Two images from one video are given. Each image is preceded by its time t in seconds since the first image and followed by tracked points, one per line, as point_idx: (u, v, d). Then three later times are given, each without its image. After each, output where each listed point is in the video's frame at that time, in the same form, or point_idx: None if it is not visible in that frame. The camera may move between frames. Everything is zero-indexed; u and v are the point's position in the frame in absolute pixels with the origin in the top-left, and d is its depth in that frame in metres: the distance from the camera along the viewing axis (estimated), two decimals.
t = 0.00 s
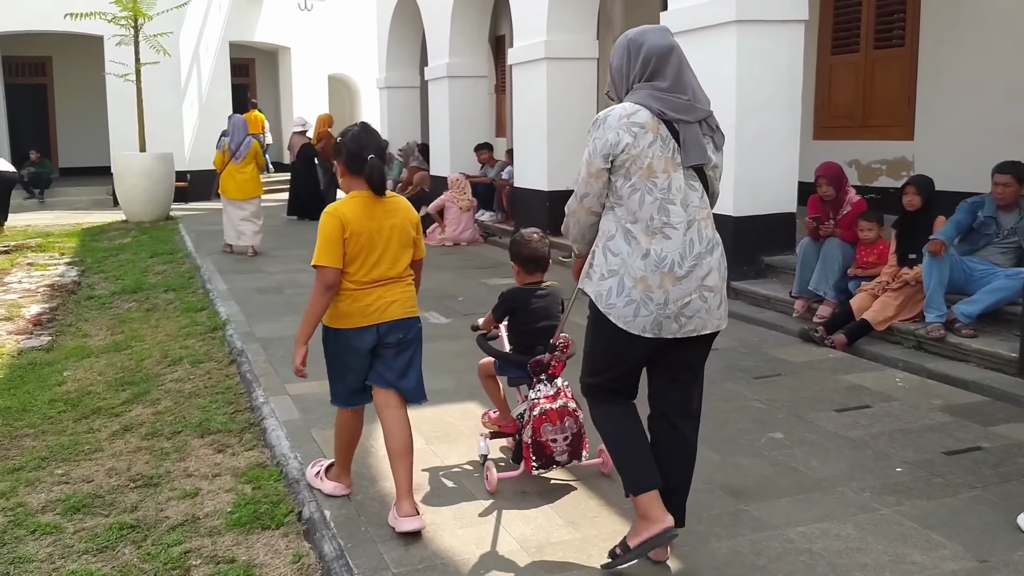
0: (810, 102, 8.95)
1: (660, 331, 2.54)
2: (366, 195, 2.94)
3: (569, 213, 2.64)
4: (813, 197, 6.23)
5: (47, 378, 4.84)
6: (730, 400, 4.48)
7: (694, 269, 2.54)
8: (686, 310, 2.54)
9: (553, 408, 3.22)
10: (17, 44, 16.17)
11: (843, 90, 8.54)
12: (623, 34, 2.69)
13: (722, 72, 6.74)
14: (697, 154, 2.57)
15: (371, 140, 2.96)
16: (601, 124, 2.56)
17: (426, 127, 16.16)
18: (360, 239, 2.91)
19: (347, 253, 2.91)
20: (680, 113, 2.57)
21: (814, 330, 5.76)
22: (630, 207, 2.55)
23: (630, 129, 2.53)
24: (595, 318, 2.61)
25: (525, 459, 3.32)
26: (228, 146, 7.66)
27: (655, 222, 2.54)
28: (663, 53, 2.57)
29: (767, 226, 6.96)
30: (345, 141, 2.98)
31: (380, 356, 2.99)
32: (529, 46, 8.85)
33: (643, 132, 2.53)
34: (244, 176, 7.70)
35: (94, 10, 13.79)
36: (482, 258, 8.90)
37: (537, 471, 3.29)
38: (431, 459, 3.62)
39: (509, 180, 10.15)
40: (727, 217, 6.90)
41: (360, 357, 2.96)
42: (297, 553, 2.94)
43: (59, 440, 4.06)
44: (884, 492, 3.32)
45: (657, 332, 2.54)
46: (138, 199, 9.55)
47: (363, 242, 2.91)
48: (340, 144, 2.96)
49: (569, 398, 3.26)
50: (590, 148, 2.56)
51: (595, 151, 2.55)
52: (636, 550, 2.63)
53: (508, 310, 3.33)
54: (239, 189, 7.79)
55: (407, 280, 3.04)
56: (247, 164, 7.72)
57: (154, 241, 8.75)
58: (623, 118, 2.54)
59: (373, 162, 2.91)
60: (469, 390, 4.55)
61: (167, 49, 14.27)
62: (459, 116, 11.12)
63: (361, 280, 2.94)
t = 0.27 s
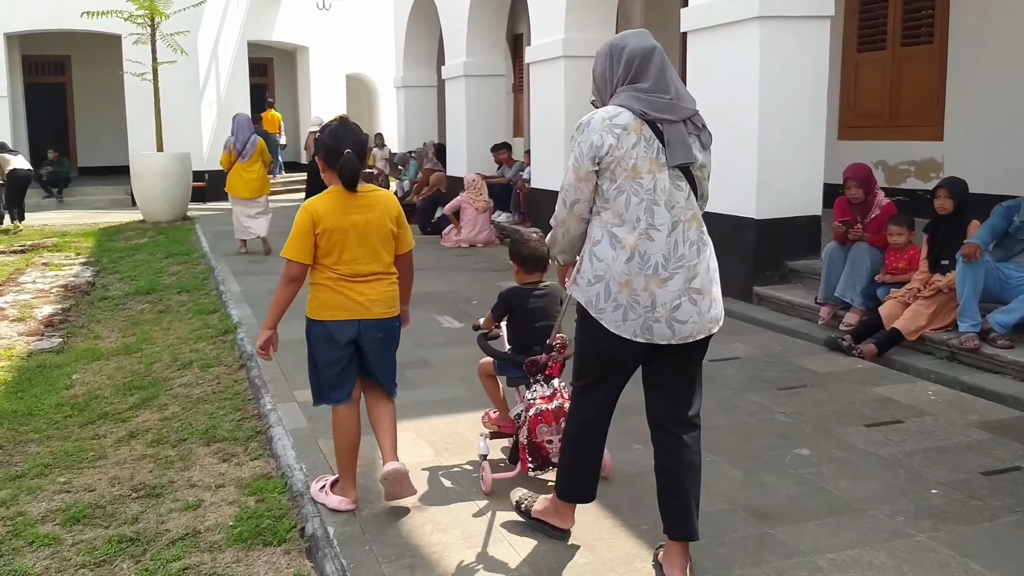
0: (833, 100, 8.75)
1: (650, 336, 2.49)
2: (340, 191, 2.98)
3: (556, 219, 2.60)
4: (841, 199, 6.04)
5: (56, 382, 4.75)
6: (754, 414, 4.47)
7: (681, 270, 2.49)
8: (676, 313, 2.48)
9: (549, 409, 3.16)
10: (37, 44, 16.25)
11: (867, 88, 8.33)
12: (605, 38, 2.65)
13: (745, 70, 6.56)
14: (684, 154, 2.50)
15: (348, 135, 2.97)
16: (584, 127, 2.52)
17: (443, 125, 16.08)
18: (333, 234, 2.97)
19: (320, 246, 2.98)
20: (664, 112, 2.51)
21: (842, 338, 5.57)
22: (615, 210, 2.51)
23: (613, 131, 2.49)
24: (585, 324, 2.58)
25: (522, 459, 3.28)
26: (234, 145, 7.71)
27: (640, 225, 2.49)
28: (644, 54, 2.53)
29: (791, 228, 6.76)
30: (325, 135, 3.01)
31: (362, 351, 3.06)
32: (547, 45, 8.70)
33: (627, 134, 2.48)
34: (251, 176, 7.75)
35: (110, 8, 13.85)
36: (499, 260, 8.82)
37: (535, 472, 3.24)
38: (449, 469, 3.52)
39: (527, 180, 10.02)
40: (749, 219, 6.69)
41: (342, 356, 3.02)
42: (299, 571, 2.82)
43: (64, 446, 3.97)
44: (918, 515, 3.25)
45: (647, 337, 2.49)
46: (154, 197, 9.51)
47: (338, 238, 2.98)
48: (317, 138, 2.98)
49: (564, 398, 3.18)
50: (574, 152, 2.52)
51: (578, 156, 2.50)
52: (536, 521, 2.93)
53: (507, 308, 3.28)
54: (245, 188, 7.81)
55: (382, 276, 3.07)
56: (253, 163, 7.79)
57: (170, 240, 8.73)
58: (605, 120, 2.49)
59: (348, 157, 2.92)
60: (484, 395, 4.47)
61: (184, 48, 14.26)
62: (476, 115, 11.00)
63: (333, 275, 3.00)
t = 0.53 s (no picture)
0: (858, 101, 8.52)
1: (601, 341, 2.53)
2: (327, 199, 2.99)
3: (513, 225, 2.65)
4: (869, 203, 5.86)
5: (65, 386, 4.69)
6: (778, 427, 4.34)
7: (632, 277, 2.53)
8: (627, 319, 2.51)
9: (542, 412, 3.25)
10: (58, 43, 16.39)
11: (893, 88, 8.10)
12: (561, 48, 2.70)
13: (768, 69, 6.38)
14: (636, 160, 2.54)
15: (336, 144, 2.97)
16: (538, 134, 2.57)
17: (461, 124, 15.98)
18: (319, 240, 2.99)
19: (308, 252, 3.02)
20: (615, 118, 2.54)
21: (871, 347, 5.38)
22: (569, 216, 2.56)
23: (565, 138, 2.54)
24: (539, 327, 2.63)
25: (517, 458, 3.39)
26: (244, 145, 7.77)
27: (592, 231, 2.53)
28: (596, 61, 2.57)
29: (817, 232, 6.57)
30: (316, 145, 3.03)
31: (358, 352, 3.06)
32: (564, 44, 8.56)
33: (578, 140, 2.53)
34: (261, 175, 7.79)
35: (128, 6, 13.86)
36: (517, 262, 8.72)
37: (530, 471, 3.38)
38: (458, 474, 3.50)
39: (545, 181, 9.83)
40: (772, 223, 6.50)
41: (338, 356, 3.02)
42: None
43: (69, 453, 3.90)
44: (950, 539, 3.14)
45: (598, 342, 2.53)
46: (170, 196, 9.49)
47: (326, 243, 3.00)
48: (309, 148, 3.02)
49: (537, 403, 3.24)
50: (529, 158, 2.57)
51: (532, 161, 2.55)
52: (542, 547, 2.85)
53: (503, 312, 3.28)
54: (255, 188, 7.82)
55: (370, 281, 3.06)
56: (263, 162, 7.83)
57: (187, 240, 8.71)
58: (558, 127, 2.55)
59: (332, 167, 2.93)
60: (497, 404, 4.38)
61: (200, 47, 14.30)
62: (494, 114, 10.87)
63: (320, 280, 3.03)
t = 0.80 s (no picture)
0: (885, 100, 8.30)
1: (570, 342, 2.54)
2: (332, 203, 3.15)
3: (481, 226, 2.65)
4: (901, 208, 5.66)
5: (74, 389, 4.62)
6: (804, 442, 4.18)
7: (599, 278, 2.56)
8: (595, 320, 2.54)
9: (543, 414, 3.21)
10: (78, 41, 16.47)
11: (922, 87, 7.86)
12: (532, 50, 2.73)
13: (794, 69, 6.19)
14: (602, 162, 2.57)
15: (340, 148, 3.12)
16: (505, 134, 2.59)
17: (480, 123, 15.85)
18: (322, 242, 3.16)
19: (313, 254, 3.18)
20: (582, 120, 2.58)
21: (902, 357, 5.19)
22: (537, 217, 2.58)
23: (532, 138, 2.55)
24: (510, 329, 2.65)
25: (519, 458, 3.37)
26: (259, 146, 7.76)
27: (560, 233, 2.56)
28: (565, 64, 2.61)
29: (844, 237, 6.38)
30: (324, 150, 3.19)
31: (357, 353, 3.22)
32: (584, 42, 8.41)
33: (545, 141, 2.55)
34: (278, 176, 7.73)
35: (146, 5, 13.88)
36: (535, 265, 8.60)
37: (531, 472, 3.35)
38: (469, 484, 3.43)
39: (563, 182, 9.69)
40: (798, 228, 6.31)
41: (338, 354, 3.20)
42: None
43: (74, 460, 3.81)
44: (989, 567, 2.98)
45: (567, 343, 2.54)
46: (188, 196, 9.47)
47: (329, 246, 3.16)
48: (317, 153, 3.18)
49: (528, 407, 3.24)
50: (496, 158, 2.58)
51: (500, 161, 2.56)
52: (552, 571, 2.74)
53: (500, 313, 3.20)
54: (271, 190, 7.75)
55: (372, 282, 3.20)
56: (279, 163, 7.78)
57: (204, 240, 8.67)
58: (525, 128, 2.56)
59: (336, 173, 3.09)
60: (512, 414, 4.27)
61: (216, 46, 14.33)
62: (512, 114, 10.75)
63: (324, 280, 3.20)
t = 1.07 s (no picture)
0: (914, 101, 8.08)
1: (574, 346, 2.45)
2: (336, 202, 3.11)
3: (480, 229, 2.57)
4: (932, 213, 5.45)
5: (83, 394, 4.53)
6: (834, 458, 4.00)
7: (602, 281, 2.47)
8: (599, 323, 2.46)
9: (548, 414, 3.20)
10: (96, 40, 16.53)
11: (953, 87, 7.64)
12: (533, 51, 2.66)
13: (822, 68, 6.00)
14: (602, 166, 2.49)
15: (344, 148, 3.09)
16: (502, 135, 2.51)
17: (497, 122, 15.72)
18: (330, 241, 3.13)
19: (320, 252, 3.15)
20: (582, 123, 2.49)
21: (934, 369, 5.00)
22: (535, 220, 2.50)
23: (530, 142, 2.47)
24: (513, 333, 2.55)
25: (527, 458, 3.37)
26: (277, 144, 7.70)
27: (560, 236, 2.47)
28: (565, 65, 2.52)
29: (873, 242, 6.17)
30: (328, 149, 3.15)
31: (359, 351, 3.19)
32: (604, 41, 8.25)
33: (543, 144, 2.47)
34: (293, 174, 7.69)
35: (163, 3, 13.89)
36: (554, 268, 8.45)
37: (540, 472, 3.35)
38: (488, 499, 3.29)
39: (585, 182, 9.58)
40: (825, 233, 6.12)
41: (342, 352, 3.19)
42: None
43: (79, 469, 3.71)
44: None
45: (571, 347, 2.46)
46: (205, 197, 9.41)
47: (336, 243, 3.13)
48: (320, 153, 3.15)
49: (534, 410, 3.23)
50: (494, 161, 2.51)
51: (497, 163, 2.48)
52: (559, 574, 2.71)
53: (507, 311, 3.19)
54: (286, 188, 7.73)
55: (379, 281, 3.18)
56: (294, 162, 7.74)
57: (220, 240, 8.60)
58: (522, 130, 2.48)
59: (341, 171, 3.05)
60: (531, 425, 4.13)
61: (232, 45, 14.32)
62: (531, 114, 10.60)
63: (330, 280, 3.16)
